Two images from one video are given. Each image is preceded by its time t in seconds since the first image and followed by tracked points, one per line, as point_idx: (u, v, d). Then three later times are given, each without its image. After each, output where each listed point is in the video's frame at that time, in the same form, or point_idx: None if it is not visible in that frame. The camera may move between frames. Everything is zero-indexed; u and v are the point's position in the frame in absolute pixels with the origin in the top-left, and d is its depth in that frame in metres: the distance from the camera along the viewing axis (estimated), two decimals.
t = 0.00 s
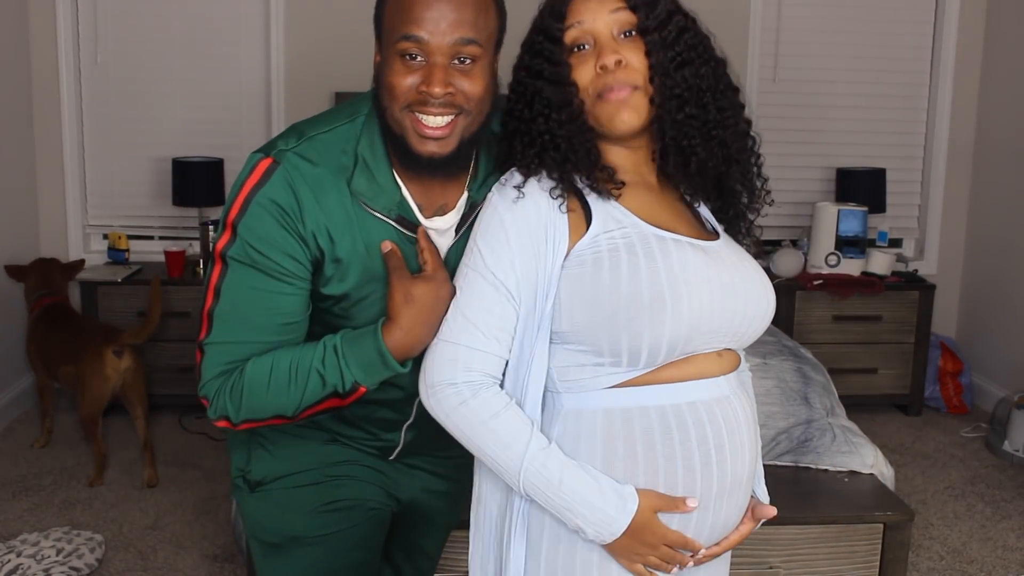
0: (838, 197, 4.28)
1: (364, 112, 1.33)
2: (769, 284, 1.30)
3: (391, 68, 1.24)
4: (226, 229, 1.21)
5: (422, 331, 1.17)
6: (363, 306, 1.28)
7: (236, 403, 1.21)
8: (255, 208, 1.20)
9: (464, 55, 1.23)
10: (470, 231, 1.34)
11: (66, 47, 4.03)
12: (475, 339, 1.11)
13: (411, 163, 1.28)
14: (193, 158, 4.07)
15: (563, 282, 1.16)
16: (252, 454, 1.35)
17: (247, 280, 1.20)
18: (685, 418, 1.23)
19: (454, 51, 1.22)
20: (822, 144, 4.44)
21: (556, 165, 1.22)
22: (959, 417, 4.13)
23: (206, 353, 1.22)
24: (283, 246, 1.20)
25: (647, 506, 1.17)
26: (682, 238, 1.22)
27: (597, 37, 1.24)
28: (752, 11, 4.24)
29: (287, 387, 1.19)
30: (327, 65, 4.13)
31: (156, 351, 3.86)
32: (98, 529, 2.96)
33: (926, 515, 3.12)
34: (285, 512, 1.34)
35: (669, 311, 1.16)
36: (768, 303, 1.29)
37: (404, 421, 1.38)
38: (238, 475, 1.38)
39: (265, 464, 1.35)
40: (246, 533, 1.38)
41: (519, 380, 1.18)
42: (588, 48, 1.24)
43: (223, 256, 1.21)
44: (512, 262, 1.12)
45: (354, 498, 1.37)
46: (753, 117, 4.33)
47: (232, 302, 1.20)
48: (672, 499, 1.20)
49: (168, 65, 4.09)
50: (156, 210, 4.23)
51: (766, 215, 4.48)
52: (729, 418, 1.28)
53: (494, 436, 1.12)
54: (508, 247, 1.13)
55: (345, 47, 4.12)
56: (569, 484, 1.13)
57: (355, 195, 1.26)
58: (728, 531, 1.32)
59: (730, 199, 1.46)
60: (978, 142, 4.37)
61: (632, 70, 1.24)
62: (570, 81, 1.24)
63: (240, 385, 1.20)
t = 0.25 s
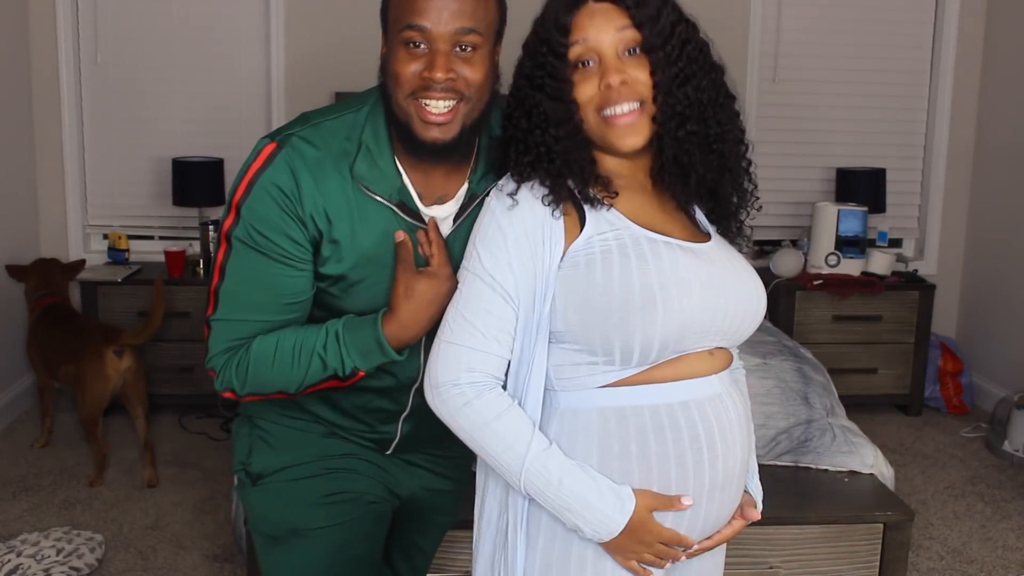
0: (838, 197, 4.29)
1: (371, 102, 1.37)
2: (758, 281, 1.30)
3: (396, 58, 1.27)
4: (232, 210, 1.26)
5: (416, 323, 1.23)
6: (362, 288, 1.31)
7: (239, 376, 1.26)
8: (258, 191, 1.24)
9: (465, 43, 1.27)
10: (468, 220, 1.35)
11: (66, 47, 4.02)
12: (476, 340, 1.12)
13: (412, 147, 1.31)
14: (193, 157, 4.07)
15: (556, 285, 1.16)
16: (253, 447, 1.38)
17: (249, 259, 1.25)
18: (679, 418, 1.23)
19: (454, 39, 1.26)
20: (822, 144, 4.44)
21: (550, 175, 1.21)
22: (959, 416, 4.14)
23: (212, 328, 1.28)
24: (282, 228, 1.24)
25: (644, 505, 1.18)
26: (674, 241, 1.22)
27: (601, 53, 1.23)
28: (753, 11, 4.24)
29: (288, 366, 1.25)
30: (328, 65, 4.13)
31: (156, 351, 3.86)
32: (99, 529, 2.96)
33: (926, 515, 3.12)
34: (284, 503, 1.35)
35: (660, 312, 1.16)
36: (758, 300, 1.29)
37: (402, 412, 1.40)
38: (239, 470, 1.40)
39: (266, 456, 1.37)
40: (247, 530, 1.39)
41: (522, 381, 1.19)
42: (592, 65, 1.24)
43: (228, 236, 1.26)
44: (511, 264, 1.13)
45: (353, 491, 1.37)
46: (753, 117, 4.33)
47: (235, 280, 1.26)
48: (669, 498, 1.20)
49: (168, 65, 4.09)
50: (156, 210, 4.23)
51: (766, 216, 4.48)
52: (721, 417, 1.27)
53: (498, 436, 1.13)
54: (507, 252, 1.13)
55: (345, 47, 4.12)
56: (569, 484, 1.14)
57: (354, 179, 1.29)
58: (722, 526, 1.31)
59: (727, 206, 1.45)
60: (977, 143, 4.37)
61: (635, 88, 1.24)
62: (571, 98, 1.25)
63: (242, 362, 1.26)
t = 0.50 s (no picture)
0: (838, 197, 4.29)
1: (374, 98, 1.38)
2: (753, 292, 1.31)
3: (399, 52, 1.28)
4: (240, 206, 1.26)
5: (426, 324, 1.24)
6: (371, 280, 1.31)
7: (249, 371, 1.27)
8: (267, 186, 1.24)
9: (465, 32, 1.28)
10: (472, 213, 1.37)
11: (66, 47, 4.03)
12: (484, 350, 1.12)
13: (422, 138, 1.31)
14: (193, 157, 4.07)
15: (550, 293, 1.16)
16: (259, 445, 1.38)
17: (259, 255, 1.25)
18: (664, 423, 1.23)
19: (456, 29, 1.27)
20: (822, 144, 4.44)
21: (543, 181, 1.23)
22: (959, 416, 4.14)
23: (221, 323, 1.28)
24: (292, 224, 1.25)
25: (643, 510, 1.18)
26: (662, 255, 1.21)
27: (592, 55, 1.25)
28: (753, 11, 4.24)
29: (301, 362, 1.26)
30: (328, 65, 4.12)
31: (156, 351, 3.86)
32: (99, 529, 2.96)
33: (926, 515, 3.12)
34: (291, 501, 1.34)
35: (646, 323, 1.16)
36: (746, 308, 1.28)
37: (409, 404, 1.41)
38: (244, 468, 1.39)
39: (272, 454, 1.37)
40: (253, 527, 1.38)
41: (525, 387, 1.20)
42: (584, 67, 1.25)
43: (237, 232, 1.26)
44: (511, 272, 1.13)
45: (359, 488, 1.37)
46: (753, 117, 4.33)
47: (245, 275, 1.26)
48: (669, 501, 1.20)
49: (168, 65, 4.09)
50: (156, 210, 4.23)
51: (766, 216, 4.48)
52: (705, 423, 1.27)
53: (507, 443, 1.13)
54: (507, 261, 1.14)
55: (345, 47, 4.12)
56: (576, 489, 1.13)
57: (363, 173, 1.30)
58: (706, 527, 1.31)
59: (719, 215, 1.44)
60: (978, 142, 4.37)
61: (623, 88, 1.25)
62: (564, 98, 1.26)
63: (254, 358, 1.26)
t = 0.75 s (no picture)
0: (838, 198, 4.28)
1: (385, 96, 1.38)
2: (755, 301, 1.31)
3: (413, 50, 1.28)
4: (253, 202, 1.26)
5: (441, 328, 1.21)
6: (384, 278, 1.32)
7: (257, 369, 1.25)
8: (284, 181, 1.24)
9: (479, 29, 1.28)
10: (484, 211, 1.38)
11: (66, 47, 4.03)
12: (483, 347, 1.14)
13: (438, 134, 1.32)
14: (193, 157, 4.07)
15: (554, 293, 1.17)
16: (261, 446, 1.37)
17: (273, 250, 1.24)
18: (661, 426, 1.22)
19: (470, 25, 1.27)
20: (822, 144, 4.44)
21: (552, 187, 1.23)
22: (959, 416, 4.14)
23: (229, 319, 1.26)
24: (308, 220, 1.24)
25: (630, 509, 1.18)
26: (666, 260, 1.21)
27: (607, 66, 1.25)
28: (753, 11, 4.24)
29: (314, 360, 1.24)
30: (327, 64, 4.12)
31: (156, 351, 3.86)
32: (99, 529, 2.96)
33: (926, 516, 3.12)
34: (293, 502, 1.34)
35: (646, 327, 1.17)
36: (748, 317, 1.28)
37: (415, 402, 1.41)
38: (245, 468, 1.39)
39: (274, 455, 1.36)
40: (254, 527, 1.38)
41: (523, 383, 1.21)
42: (599, 77, 1.25)
43: (250, 228, 1.25)
44: (516, 272, 1.15)
45: (360, 489, 1.37)
46: (753, 117, 4.33)
47: (257, 270, 1.24)
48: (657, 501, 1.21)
49: (168, 65, 4.09)
50: (156, 210, 4.23)
51: (765, 216, 4.48)
52: (701, 427, 1.26)
53: (500, 438, 1.14)
54: (511, 261, 1.15)
55: (345, 47, 4.12)
56: (562, 486, 1.14)
57: (378, 169, 1.30)
58: (698, 529, 1.30)
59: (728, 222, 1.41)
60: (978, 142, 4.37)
61: (636, 101, 1.25)
62: (577, 107, 1.26)
63: (265, 355, 1.24)
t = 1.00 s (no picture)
0: (838, 197, 4.28)
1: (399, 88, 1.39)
2: (759, 295, 1.30)
3: (428, 37, 1.29)
4: (272, 190, 1.25)
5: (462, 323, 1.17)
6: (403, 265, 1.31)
7: (277, 357, 1.23)
8: (303, 168, 1.24)
9: (490, 13, 1.30)
10: (498, 202, 1.38)
11: (66, 47, 4.02)
12: (499, 342, 1.14)
13: (456, 119, 1.32)
14: (193, 157, 4.07)
15: (568, 288, 1.17)
16: (264, 445, 1.37)
17: (293, 237, 1.24)
18: (669, 420, 1.23)
19: (482, 9, 1.29)
20: (821, 144, 4.44)
21: (564, 186, 1.22)
22: (959, 416, 4.14)
23: (251, 307, 1.25)
24: (328, 205, 1.24)
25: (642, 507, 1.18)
26: (679, 254, 1.22)
27: (611, 73, 1.25)
28: (753, 11, 4.23)
29: (335, 348, 1.22)
30: (327, 65, 4.12)
31: (156, 351, 3.86)
32: (99, 529, 2.96)
33: (926, 515, 3.12)
34: (297, 502, 1.34)
35: (659, 321, 1.17)
36: (756, 313, 1.28)
37: (423, 396, 1.41)
38: (248, 468, 1.39)
39: (277, 455, 1.36)
40: (256, 527, 1.38)
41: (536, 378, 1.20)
42: (602, 83, 1.26)
43: (269, 216, 1.24)
44: (531, 267, 1.15)
45: (364, 488, 1.37)
46: (753, 117, 4.33)
47: (279, 257, 1.24)
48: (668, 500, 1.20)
49: (168, 65, 4.09)
50: (156, 210, 4.23)
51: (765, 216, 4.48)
52: (708, 424, 1.26)
53: (513, 434, 1.14)
54: (524, 257, 1.15)
55: (344, 46, 4.11)
56: (577, 484, 1.14)
57: (396, 156, 1.30)
58: (701, 528, 1.29)
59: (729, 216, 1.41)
60: (978, 142, 4.37)
61: (640, 106, 1.26)
62: (582, 113, 1.26)
63: (286, 342, 1.23)
